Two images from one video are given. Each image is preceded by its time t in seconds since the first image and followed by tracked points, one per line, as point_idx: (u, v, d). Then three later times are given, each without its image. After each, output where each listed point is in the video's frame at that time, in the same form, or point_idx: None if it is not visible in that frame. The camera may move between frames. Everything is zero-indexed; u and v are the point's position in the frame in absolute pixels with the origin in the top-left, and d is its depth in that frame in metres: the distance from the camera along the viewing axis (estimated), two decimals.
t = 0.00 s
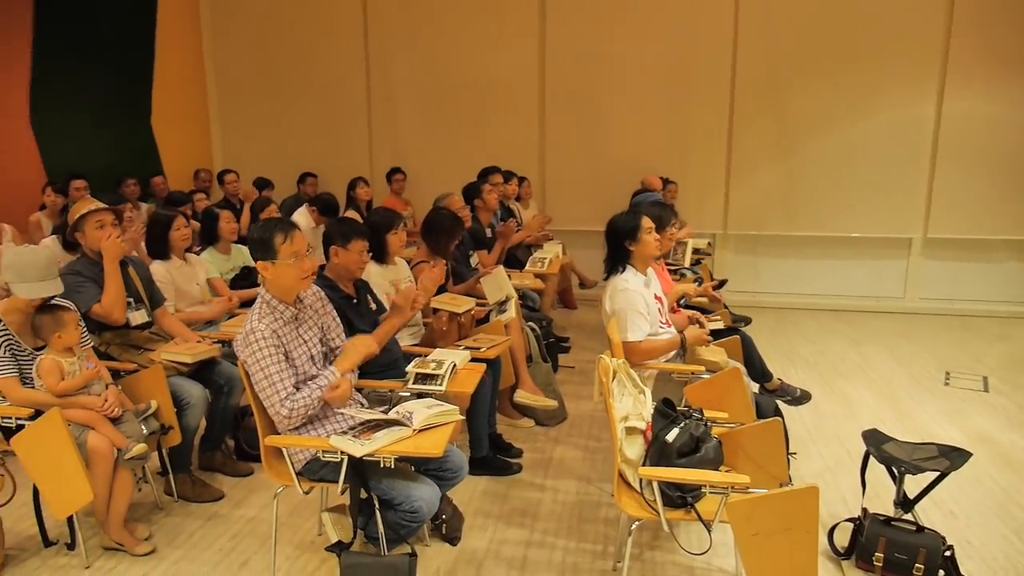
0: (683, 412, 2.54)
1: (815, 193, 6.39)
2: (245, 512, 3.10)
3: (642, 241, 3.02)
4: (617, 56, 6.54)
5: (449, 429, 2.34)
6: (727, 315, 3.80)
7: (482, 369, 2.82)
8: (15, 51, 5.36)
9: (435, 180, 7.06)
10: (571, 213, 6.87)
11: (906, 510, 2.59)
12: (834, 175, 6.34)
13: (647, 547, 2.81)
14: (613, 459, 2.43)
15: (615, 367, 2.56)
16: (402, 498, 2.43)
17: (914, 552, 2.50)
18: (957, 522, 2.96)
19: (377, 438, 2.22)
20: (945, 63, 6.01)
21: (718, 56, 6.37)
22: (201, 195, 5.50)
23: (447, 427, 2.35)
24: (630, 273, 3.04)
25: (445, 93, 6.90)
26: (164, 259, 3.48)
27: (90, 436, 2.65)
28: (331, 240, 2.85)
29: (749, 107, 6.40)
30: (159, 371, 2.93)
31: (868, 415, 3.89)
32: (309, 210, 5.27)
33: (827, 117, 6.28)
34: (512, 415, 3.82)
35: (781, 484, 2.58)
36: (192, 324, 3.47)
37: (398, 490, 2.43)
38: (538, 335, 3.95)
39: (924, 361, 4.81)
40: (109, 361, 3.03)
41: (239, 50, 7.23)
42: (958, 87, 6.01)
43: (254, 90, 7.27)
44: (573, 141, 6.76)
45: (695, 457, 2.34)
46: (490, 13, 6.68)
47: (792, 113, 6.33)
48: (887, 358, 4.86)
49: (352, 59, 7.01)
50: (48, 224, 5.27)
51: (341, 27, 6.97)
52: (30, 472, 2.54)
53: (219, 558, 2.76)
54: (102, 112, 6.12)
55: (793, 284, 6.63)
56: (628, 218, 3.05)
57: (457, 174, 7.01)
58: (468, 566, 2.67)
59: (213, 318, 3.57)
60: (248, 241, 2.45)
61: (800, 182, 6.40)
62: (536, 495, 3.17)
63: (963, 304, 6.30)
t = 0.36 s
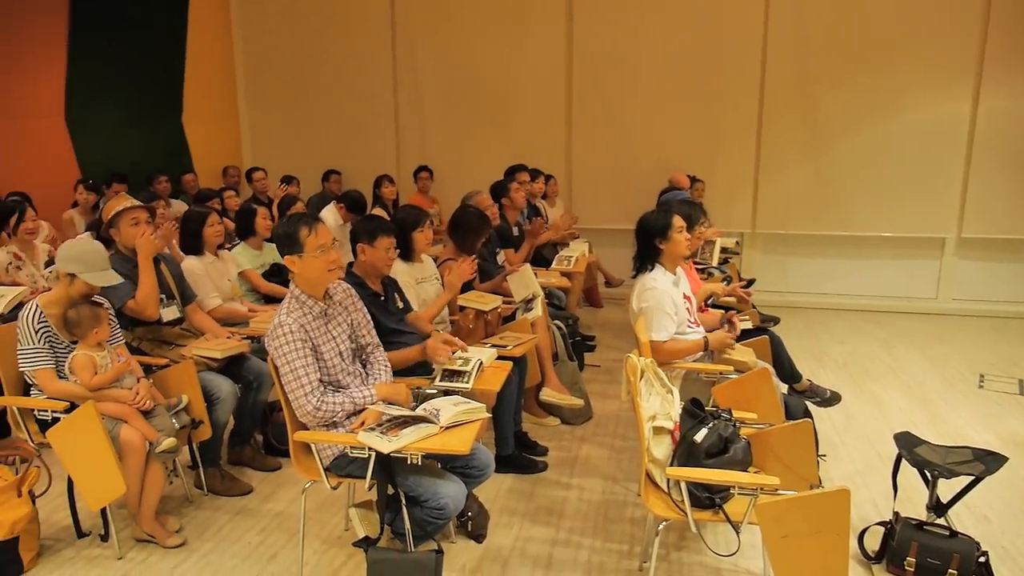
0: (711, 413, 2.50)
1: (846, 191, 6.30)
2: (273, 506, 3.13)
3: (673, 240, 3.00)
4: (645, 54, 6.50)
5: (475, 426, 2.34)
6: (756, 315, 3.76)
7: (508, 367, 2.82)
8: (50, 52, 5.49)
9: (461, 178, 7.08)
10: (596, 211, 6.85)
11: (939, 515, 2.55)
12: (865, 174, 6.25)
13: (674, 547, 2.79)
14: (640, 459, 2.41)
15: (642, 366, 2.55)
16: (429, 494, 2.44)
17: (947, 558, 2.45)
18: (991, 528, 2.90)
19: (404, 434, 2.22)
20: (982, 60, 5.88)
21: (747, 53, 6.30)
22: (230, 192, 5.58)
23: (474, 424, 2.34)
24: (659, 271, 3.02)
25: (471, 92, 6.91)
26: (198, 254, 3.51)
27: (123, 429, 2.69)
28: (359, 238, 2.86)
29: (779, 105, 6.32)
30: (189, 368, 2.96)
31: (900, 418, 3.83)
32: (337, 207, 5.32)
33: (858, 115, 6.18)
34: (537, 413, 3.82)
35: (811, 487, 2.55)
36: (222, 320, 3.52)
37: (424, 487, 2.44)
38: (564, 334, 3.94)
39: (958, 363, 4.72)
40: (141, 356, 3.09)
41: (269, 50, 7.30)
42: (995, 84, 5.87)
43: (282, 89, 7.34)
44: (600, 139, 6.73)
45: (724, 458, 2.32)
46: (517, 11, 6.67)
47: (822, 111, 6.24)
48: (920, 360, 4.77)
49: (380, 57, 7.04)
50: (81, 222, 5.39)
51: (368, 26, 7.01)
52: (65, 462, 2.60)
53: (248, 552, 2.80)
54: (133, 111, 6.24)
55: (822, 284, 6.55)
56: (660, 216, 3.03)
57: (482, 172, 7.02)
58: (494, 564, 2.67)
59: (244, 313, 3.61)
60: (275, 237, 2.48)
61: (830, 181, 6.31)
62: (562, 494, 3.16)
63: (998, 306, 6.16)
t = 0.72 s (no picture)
0: (740, 415, 2.46)
1: (880, 193, 6.20)
2: (300, 498, 3.16)
3: (708, 241, 2.96)
4: (676, 53, 6.45)
5: (502, 424, 2.33)
6: (786, 317, 3.72)
7: (535, 365, 2.81)
8: (89, 48, 5.62)
9: (488, 175, 7.09)
10: (624, 210, 6.82)
11: (973, 525, 2.50)
12: (900, 176, 6.14)
13: (699, 550, 2.77)
14: (668, 462, 2.38)
15: (671, 367, 2.51)
16: (455, 491, 2.43)
17: (981, 569, 2.40)
18: None
19: (431, 431, 2.22)
20: None
21: (781, 52, 6.22)
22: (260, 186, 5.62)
23: (500, 422, 2.34)
24: (690, 271, 2.99)
25: (501, 89, 6.91)
26: (228, 248, 3.56)
27: (156, 418, 2.73)
28: (388, 234, 2.87)
29: (812, 105, 6.24)
30: (220, 359, 3.00)
31: (933, 425, 3.76)
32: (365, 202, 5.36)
33: (894, 116, 6.08)
34: (563, 412, 3.81)
35: (842, 493, 2.51)
36: (252, 313, 3.56)
37: (451, 484, 2.44)
38: (591, 333, 3.92)
39: (994, 371, 4.61)
40: (172, 347, 3.13)
41: (301, 46, 7.37)
42: None
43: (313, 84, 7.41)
44: (629, 137, 6.70)
45: (753, 462, 2.29)
46: (548, 9, 6.65)
47: (857, 111, 6.15)
48: (955, 367, 4.68)
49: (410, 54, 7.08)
50: (114, 214, 5.49)
51: (400, 23, 7.04)
52: (100, 452, 2.65)
53: (275, 542, 2.83)
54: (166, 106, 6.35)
55: (854, 287, 6.46)
56: (698, 215, 2.99)
57: (509, 169, 7.02)
58: (518, 562, 2.67)
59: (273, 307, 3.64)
60: (306, 231, 2.50)
61: (864, 183, 6.21)
62: (587, 493, 3.16)
63: None
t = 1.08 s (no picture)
0: (770, 418, 2.44)
1: (915, 193, 6.09)
2: (327, 493, 3.19)
3: (740, 244, 2.93)
4: (706, 51, 6.39)
5: (530, 423, 2.33)
6: (816, 319, 3.67)
7: (563, 364, 2.81)
8: (126, 47, 5.72)
9: (515, 174, 7.09)
10: (652, 210, 6.78)
11: (1009, 534, 2.44)
12: (936, 176, 6.02)
13: (726, 553, 2.75)
14: (696, 463, 2.37)
15: (701, 368, 2.49)
16: (482, 490, 2.43)
17: None
18: None
19: (459, 428, 2.22)
20: None
21: (814, 51, 6.15)
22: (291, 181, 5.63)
23: (528, 421, 2.34)
24: (719, 271, 2.94)
25: (529, 88, 6.91)
26: (259, 245, 3.60)
27: (188, 412, 2.77)
28: (418, 232, 2.89)
29: (845, 104, 6.15)
30: (251, 355, 3.04)
31: (968, 431, 3.68)
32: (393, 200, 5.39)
33: (930, 116, 5.96)
34: (589, 412, 3.81)
35: (874, 499, 2.46)
36: (282, 309, 3.60)
37: (478, 482, 2.44)
38: (618, 333, 3.91)
39: None
40: (204, 342, 3.16)
41: (332, 45, 7.43)
42: None
43: (343, 83, 7.47)
44: (657, 137, 6.66)
45: (783, 465, 2.26)
46: (577, 8, 6.63)
47: (891, 110, 6.04)
48: (992, 372, 4.58)
49: (439, 53, 7.10)
50: (145, 211, 5.51)
51: (429, 21, 7.07)
52: (132, 441, 2.69)
53: (303, 537, 2.86)
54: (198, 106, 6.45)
55: (886, 288, 6.36)
56: (736, 216, 2.93)
57: (536, 168, 7.02)
58: (544, 561, 2.67)
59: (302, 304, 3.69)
60: (338, 228, 2.53)
61: (898, 184, 6.11)
62: (613, 494, 3.14)
63: None
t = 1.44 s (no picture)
0: (797, 421, 2.40)
1: (945, 195, 5.99)
2: (350, 490, 3.22)
3: (770, 249, 2.90)
4: (733, 50, 6.34)
5: (553, 424, 2.32)
6: (844, 322, 3.62)
7: (586, 365, 2.80)
8: (155, 47, 5.80)
9: (538, 174, 7.09)
10: (675, 210, 6.75)
11: None
12: (967, 178, 5.92)
13: (750, 557, 2.73)
14: (720, 467, 2.32)
15: (725, 370, 2.46)
16: (504, 489, 2.42)
17: None
18: None
19: (482, 427, 2.22)
20: None
21: (843, 50, 6.07)
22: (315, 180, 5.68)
23: (551, 421, 2.33)
24: (745, 273, 2.91)
25: (553, 87, 6.90)
26: (286, 243, 3.65)
27: (214, 408, 2.81)
28: (443, 232, 2.91)
29: (874, 104, 6.06)
30: (277, 351, 3.07)
31: (999, 437, 3.61)
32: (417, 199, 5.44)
33: (962, 116, 5.86)
34: (612, 413, 3.80)
35: (903, 505, 2.42)
36: (307, 308, 3.63)
37: (500, 481, 2.43)
38: (642, 334, 3.89)
39: None
40: (230, 339, 3.20)
41: (357, 45, 7.48)
42: None
43: (368, 82, 7.52)
44: (681, 136, 6.62)
45: (809, 469, 2.23)
46: (602, 7, 6.61)
47: (922, 110, 5.95)
48: None
49: (464, 52, 7.12)
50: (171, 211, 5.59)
51: (454, 21, 7.09)
52: (158, 435, 2.74)
53: (326, 533, 2.88)
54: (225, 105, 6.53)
55: (914, 291, 6.27)
56: (775, 221, 2.84)
57: (559, 168, 7.01)
58: (566, 561, 2.66)
59: (327, 302, 3.72)
60: (365, 227, 2.54)
61: (929, 185, 6.01)
62: (635, 496, 3.13)
63: None
